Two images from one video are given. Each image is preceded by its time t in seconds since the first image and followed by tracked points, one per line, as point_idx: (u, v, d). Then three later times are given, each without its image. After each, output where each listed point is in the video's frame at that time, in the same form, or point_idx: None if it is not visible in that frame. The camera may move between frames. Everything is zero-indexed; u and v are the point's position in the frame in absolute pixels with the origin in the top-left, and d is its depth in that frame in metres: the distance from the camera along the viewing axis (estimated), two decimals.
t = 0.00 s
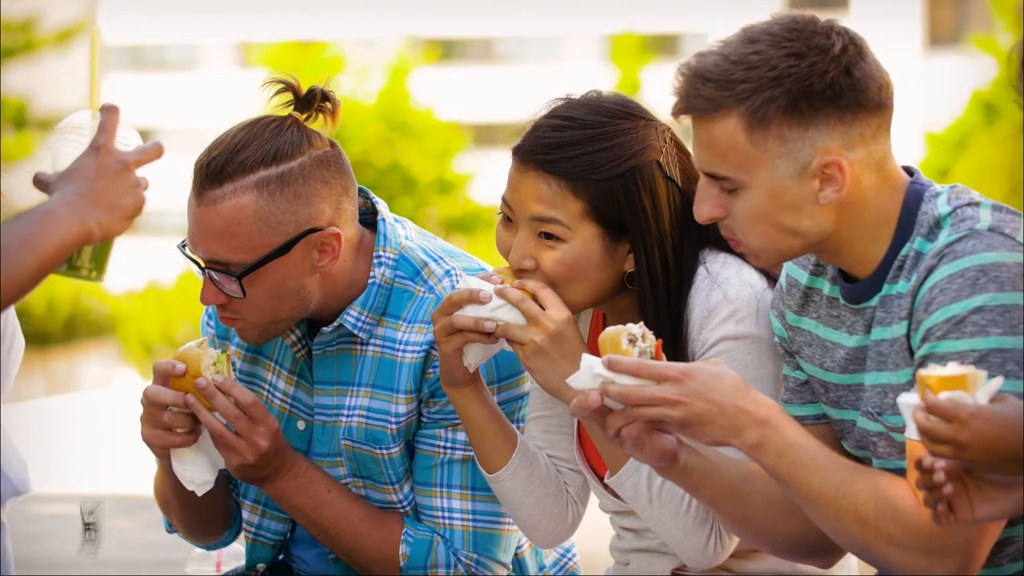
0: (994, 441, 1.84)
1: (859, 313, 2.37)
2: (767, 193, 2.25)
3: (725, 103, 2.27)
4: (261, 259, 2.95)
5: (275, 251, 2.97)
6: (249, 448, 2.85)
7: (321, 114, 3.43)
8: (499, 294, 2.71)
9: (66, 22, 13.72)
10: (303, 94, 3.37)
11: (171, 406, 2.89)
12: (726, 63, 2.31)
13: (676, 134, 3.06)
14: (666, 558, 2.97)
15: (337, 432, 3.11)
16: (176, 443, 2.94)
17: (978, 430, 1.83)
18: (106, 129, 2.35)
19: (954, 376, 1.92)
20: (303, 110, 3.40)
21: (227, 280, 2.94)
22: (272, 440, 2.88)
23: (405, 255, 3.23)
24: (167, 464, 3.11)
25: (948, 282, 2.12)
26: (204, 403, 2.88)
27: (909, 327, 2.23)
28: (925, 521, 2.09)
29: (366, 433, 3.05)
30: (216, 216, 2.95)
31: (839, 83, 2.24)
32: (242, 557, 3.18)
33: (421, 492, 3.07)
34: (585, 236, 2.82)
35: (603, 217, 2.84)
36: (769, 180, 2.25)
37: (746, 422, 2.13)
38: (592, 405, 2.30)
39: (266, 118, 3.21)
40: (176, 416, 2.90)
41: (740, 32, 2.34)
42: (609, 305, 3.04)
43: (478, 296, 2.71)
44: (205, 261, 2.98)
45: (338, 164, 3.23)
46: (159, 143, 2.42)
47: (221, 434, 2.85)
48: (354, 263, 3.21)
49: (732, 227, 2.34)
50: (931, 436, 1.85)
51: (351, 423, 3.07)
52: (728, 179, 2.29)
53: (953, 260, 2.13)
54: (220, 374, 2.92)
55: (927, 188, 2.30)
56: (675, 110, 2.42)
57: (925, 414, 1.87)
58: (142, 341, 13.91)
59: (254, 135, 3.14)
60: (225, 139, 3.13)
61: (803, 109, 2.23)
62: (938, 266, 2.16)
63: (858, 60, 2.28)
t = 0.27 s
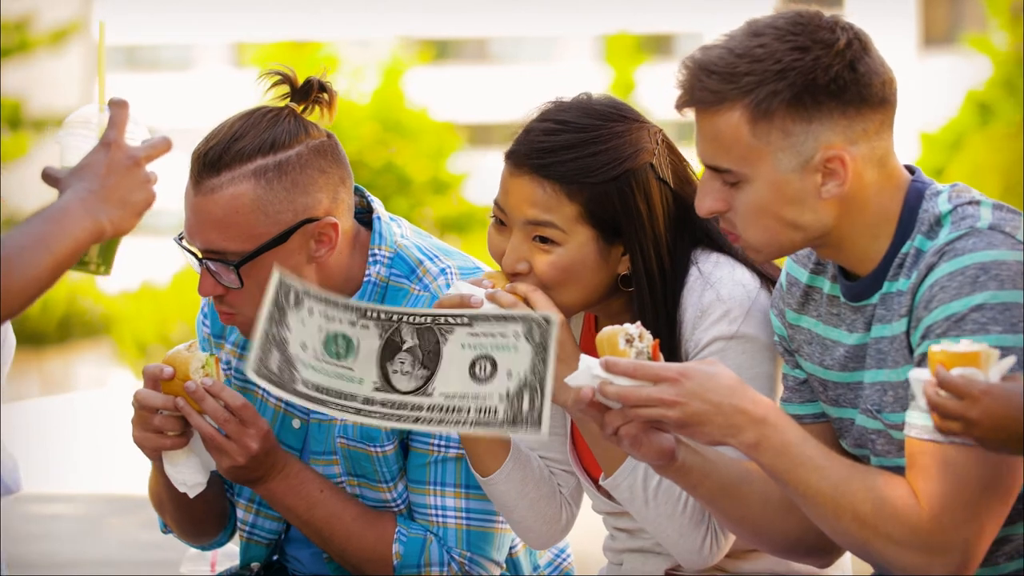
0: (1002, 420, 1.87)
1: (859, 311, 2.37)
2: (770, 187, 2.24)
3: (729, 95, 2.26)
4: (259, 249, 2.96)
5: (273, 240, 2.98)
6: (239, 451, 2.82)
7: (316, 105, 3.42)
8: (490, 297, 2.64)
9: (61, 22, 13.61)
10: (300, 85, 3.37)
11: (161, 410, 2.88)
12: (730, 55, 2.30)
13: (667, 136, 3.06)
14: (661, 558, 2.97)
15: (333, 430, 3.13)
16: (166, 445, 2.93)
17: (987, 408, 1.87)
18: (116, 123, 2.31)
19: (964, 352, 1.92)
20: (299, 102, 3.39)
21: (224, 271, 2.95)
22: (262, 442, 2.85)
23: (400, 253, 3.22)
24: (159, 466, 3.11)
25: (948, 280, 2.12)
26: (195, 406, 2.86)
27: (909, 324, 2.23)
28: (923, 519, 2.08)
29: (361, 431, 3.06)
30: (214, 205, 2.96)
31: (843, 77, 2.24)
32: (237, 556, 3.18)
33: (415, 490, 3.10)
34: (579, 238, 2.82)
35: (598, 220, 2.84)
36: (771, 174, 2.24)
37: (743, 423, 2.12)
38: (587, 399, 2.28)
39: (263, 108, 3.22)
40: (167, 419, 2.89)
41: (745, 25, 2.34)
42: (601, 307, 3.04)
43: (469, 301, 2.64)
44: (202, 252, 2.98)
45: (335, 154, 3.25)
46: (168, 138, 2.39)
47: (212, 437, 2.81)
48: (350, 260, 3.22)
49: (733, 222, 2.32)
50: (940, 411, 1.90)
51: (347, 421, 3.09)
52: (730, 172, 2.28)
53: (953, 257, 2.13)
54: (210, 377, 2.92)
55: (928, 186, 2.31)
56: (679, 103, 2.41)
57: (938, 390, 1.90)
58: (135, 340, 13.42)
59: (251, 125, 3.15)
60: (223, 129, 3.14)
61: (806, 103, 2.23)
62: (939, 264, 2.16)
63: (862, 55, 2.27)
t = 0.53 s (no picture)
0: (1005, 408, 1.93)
1: (859, 310, 2.36)
2: (771, 180, 2.27)
3: (731, 89, 2.28)
4: (258, 236, 3.06)
5: (274, 228, 3.08)
6: (231, 450, 2.84)
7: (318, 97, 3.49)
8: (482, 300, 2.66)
9: (55, 22, 13.33)
10: (302, 76, 3.45)
11: (154, 410, 2.91)
12: (733, 49, 2.33)
13: (659, 140, 3.04)
14: (654, 558, 2.97)
15: (330, 427, 3.14)
16: (159, 444, 2.95)
17: (990, 391, 1.92)
18: (116, 123, 2.28)
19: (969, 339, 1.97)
20: (300, 93, 3.46)
21: (223, 258, 3.04)
22: (255, 441, 2.87)
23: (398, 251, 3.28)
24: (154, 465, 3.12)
25: (948, 279, 2.12)
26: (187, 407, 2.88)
27: (908, 323, 2.23)
28: (922, 518, 2.08)
29: (358, 428, 3.10)
30: (215, 191, 3.07)
31: (845, 73, 2.26)
32: (232, 554, 3.17)
33: (410, 488, 3.10)
34: (571, 240, 2.83)
35: (588, 223, 2.85)
36: (772, 170, 2.27)
37: (740, 423, 2.12)
38: (587, 393, 2.26)
39: (266, 97, 3.32)
40: (159, 419, 2.92)
41: (748, 19, 2.36)
42: (593, 308, 3.03)
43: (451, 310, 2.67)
44: (202, 239, 3.07)
45: (336, 143, 3.33)
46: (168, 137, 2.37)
47: (204, 436, 2.84)
48: (349, 254, 3.26)
49: (735, 216, 2.33)
50: (944, 396, 1.95)
51: (344, 418, 3.11)
52: (730, 165, 2.30)
53: (953, 256, 2.14)
54: (201, 377, 2.94)
55: (929, 185, 2.30)
56: (682, 97, 2.43)
57: (940, 375, 1.95)
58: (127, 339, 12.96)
59: (253, 113, 3.25)
60: (226, 116, 3.25)
61: (808, 99, 2.25)
62: (938, 263, 2.16)
63: (865, 52, 2.28)
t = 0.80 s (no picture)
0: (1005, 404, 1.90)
1: (858, 308, 2.37)
2: (771, 172, 2.28)
3: (736, 80, 2.30)
4: (260, 224, 3.06)
5: (275, 216, 3.09)
6: (227, 447, 2.84)
7: (323, 91, 3.53)
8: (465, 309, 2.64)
9: (51, 21, 13.25)
10: (307, 68, 3.48)
11: (149, 406, 2.89)
12: (738, 41, 2.35)
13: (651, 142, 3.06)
14: (647, 559, 2.97)
15: (328, 424, 3.15)
16: (154, 441, 2.94)
17: (992, 387, 1.89)
18: (110, 115, 2.31)
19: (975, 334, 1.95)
20: (306, 86, 3.50)
21: (223, 246, 3.04)
22: (250, 438, 2.87)
23: (397, 247, 3.31)
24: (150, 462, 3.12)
25: (948, 277, 2.13)
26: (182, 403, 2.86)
27: (908, 321, 2.24)
28: (920, 515, 2.09)
29: (356, 425, 3.08)
30: (217, 178, 3.08)
31: (849, 66, 2.27)
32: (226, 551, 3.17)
33: (407, 485, 3.12)
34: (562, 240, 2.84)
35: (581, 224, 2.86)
36: (775, 162, 2.28)
37: (739, 421, 2.12)
38: (586, 387, 2.24)
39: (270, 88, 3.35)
40: (154, 415, 2.90)
41: (753, 12, 2.39)
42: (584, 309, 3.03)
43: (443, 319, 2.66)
44: (202, 227, 3.07)
45: (339, 135, 3.36)
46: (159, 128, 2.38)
47: (200, 433, 2.84)
48: (349, 249, 3.29)
49: (736, 208, 2.34)
50: (944, 388, 1.92)
51: (342, 415, 3.11)
52: (732, 157, 2.31)
53: (953, 255, 2.14)
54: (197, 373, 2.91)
55: (929, 184, 2.30)
56: (684, 89, 2.44)
57: (942, 367, 1.92)
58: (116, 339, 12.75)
59: (257, 103, 3.28)
60: (230, 105, 3.27)
61: (812, 91, 2.27)
62: (938, 261, 2.17)
63: (870, 47, 2.30)
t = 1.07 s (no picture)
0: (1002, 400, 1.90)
1: (857, 306, 2.37)
2: (774, 162, 2.27)
3: (745, 68, 2.30)
4: (263, 214, 3.10)
5: (277, 207, 3.12)
6: (224, 443, 2.84)
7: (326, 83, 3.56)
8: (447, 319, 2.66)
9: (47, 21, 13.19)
10: (312, 61, 3.51)
11: (147, 401, 2.88)
12: (749, 30, 2.35)
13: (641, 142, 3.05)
14: (641, 558, 2.96)
15: (326, 421, 3.20)
16: (151, 436, 2.93)
17: (992, 383, 1.89)
18: (92, 96, 2.30)
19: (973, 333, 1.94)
20: (311, 78, 3.53)
21: (227, 236, 3.08)
22: (247, 434, 2.87)
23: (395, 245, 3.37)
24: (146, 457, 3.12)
25: (948, 276, 2.13)
26: (179, 398, 2.85)
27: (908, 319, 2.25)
28: (919, 514, 2.09)
29: (354, 421, 3.11)
30: (221, 167, 3.12)
31: (860, 61, 2.27)
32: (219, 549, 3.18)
33: (404, 482, 3.14)
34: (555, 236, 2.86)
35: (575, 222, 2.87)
36: (780, 151, 2.28)
37: (738, 419, 2.12)
38: (585, 381, 2.28)
39: (274, 80, 3.39)
40: (152, 410, 2.89)
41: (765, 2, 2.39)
42: (577, 307, 3.02)
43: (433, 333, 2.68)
44: (206, 216, 3.10)
45: (343, 127, 3.40)
46: (138, 106, 2.40)
47: (196, 429, 2.83)
48: (349, 244, 3.33)
49: (735, 197, 2.34)
50: (945, 385, 1.92)
51: (340, 411, 3.14)
52: (737, 143, 2.31)
53: (953, 254, 2.14)
54: (194, 369, 2.90)
55: (930, 183, 2.30)
56: (693, 74, 2.44)
57: (942, 364, 1.92)
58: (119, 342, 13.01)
59: (262, 94, 3.32)
60: (235, 95, 3.31)
61: (820, 83, 2.27)
62: (938, 260, 2.17)
63: (881, 43, 2.30)
